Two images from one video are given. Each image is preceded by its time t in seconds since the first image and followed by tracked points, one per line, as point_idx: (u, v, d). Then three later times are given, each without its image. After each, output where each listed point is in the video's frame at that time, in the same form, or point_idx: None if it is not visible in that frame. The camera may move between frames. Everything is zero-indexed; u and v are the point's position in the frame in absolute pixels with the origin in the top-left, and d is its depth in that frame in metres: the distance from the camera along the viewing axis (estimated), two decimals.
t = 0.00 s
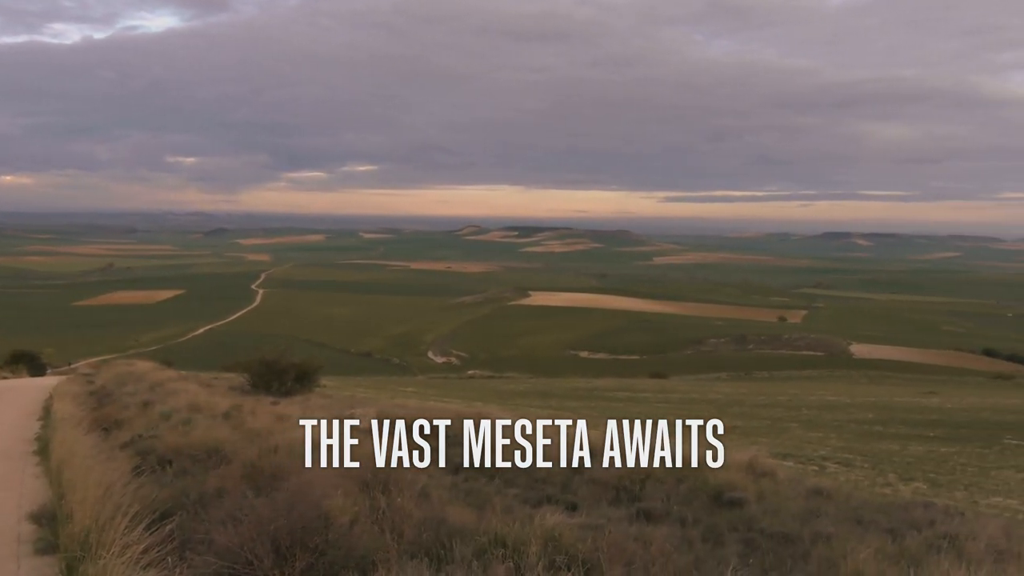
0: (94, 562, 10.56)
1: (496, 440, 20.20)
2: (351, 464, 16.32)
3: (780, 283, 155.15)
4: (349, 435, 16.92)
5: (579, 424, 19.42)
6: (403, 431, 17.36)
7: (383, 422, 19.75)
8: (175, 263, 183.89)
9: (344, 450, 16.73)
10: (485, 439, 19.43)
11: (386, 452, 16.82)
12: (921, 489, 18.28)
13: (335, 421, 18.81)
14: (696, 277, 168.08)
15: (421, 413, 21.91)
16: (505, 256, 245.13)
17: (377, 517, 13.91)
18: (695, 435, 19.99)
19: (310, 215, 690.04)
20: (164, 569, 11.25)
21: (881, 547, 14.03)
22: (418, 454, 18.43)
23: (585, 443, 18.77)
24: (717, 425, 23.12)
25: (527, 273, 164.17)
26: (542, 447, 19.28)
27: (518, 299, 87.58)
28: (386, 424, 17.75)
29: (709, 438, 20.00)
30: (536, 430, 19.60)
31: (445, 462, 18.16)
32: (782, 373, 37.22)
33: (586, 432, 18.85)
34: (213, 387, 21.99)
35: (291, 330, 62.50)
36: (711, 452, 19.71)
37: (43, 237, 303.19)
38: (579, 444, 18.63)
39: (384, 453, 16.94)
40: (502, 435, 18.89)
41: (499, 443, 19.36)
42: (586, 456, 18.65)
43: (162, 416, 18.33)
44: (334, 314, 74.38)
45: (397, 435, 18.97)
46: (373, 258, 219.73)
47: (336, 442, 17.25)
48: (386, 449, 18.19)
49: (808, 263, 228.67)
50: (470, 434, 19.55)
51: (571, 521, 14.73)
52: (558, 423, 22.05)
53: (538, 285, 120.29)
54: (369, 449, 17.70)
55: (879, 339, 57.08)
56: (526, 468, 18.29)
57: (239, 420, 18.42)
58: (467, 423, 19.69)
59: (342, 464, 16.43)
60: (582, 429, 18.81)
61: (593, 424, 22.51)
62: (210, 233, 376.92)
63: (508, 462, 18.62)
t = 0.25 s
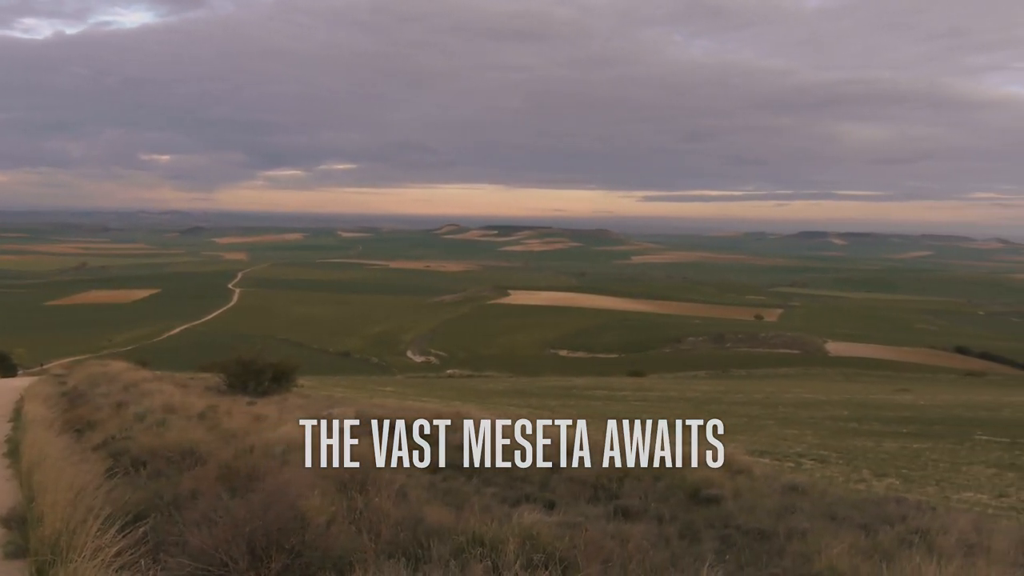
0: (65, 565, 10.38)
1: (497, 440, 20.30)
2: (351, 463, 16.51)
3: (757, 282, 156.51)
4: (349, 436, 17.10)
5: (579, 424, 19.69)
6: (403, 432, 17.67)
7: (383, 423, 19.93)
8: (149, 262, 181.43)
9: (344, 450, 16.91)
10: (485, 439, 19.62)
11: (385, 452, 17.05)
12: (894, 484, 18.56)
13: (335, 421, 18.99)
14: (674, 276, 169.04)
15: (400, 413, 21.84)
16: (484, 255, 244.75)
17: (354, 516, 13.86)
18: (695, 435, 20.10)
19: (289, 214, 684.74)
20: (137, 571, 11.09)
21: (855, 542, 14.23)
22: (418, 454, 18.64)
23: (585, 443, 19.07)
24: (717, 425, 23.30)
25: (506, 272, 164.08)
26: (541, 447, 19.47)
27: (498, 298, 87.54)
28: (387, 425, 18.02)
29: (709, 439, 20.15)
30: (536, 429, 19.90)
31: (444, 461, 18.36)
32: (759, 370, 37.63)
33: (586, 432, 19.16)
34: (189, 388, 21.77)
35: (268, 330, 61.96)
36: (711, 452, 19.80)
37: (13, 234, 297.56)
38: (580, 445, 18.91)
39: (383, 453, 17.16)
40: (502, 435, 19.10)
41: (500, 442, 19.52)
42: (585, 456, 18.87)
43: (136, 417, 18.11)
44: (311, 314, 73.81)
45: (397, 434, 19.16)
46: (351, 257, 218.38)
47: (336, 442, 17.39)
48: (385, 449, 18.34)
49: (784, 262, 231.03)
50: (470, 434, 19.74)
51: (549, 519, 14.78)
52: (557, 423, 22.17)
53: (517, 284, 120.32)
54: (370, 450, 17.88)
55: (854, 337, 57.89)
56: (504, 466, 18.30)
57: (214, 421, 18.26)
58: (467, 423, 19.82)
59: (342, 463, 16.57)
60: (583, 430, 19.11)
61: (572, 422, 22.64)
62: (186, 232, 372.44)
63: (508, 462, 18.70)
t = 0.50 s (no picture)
0: (33, 570, 10.15)
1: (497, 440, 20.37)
2: (351, 463, 16.69)
3: (734, 281, 157.81)
4: (348, 436, 17.32)
5: (580, 424, 19.93)
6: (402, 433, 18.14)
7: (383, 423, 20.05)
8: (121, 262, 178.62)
9: (344, 450, 17.14)
10: (485, 438, 19.81)
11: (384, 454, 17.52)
12: (867, 480, 18.83)
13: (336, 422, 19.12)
14: (652, 275, 169.94)
15: (378, 413, 21.67)
16: (463, 254, 244.18)
17: (331, 517, 13.77)
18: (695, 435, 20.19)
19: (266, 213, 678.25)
20: None
21: (830, 538, 14.40)
22: (418, 454, 18.73)
23: (585, 443, 19.33)
24: (717, 425, 23.47)
25: (485, 271, 163.86)
26: (541, 447, 19.57)
27: (476, 297, 87.42)
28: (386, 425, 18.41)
29: (709, 439, 20.29)
30: (535, 429, 20.23)
31: (444, 460, 18.42)
32: (736, 369, 37.95)
33: (586, 432, 19.44)
34: (163, 389, 21.46)
35: (244, 330, 61.30)
36: (711, 452, 19.89)
37: None
38: (580, 444, 19.14)
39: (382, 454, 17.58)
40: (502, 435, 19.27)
41: (500, 442, 19.63)
42: (585, 456, 19.00)
43: (109, 419, 17.81)
44: (288, 313, 73.14)
45: (397, 433, 19.27)
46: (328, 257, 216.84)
47: (336, 442, 17.63)
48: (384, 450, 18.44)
49: (760, 261, 233.24)
50: (470, 434, 19.92)
51: (527, 518, 14.79)
52: (557, 423, 22.25)
53: (496, 283, 120.19)
54: (369, 454, 18.07)
55: (829, 335, 58.64)
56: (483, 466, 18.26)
57: (189, 421, 18.04)
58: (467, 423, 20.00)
59: (342, 464, 16.67)
60: (583, 429, 19.41)
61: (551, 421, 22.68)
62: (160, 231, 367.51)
63: (508, 462, 18.78)
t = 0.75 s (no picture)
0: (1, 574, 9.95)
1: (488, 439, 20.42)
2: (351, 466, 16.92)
3: (711, 279, 159.27)
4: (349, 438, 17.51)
5: (579, 424, 20.27)
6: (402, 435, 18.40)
7: (384, 424, 20.07)
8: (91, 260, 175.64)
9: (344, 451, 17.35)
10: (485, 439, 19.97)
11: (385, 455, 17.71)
12: (841, 476, 19.11)
13: (336, 422, 19.24)
14: (629, 274, 170.88)
15: (355, 413, 21.56)
16: (441, 253, 243.67)
17: (308, 517, 13.68)
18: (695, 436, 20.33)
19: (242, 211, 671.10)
20: None
21: (804, 533, 14.61)
22: (418, 454, 18.73)
23: (585, 444, 19.68)
24: (707, 423, 23.66)
25: (463, 270, 163.73)
26: (539, 448, 19.60)
27: (454, 296, 87.29)
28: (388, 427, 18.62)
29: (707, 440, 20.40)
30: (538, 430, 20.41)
31: (436, 460, 18.41)
32: (713, 366, 38.33)
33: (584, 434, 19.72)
34: (137, 389, 21.18)
35: (219, 330, 60.64)
36: (711, 452, 19.96)
37: None
38: (578, 446, 19.36)
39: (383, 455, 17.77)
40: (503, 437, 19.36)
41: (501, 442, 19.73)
42: (585, 456, 19.07)
43: (81, 420, 17.53)
44: (263, 313, 72.48)
45: (398, 434, 19.31)
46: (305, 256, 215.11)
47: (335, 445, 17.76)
48: (384, 451, 18.48)
49: (736, 260, 235.39)
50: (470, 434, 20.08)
51: (505, 517, 14.83)
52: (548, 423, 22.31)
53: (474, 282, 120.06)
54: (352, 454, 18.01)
55: (803, 333, 59.45)
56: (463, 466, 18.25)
57: (164, 423, 17.83)
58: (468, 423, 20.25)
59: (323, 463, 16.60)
60: (582, 432, 19.80)
61: (529, 419, 22.75)
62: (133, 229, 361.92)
63: (507, 462, 18.83)
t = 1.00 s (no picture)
0: None
1: (470, 439, 20.51)
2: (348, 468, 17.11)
3: (687, 278, 160.42)
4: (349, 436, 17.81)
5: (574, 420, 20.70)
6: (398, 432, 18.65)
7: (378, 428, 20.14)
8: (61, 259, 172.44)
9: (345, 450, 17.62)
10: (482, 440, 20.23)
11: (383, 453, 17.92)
12: (815, 472, 19.39)
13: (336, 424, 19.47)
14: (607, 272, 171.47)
15: (332, 413, 21.45)
16: (419, 252, 242.82)
17: (284, 518, 13.60)
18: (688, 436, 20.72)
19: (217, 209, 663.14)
20: None
21: (777, 528, 14.81)
22: (405, 454, 18.71)
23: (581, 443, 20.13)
24: (684, 420, 23.91)
25: (441, 269, 163.34)
26: (523, 449, 19.72)
27: (432, 295, 86.97)
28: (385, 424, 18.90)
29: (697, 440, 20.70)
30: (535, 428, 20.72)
31: (416, 459, 18.41)
32: (689, 364, 38.66)
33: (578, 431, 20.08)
34: (109, 391, 20.89)
35: (193, 330, 59.89)
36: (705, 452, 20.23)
37: None
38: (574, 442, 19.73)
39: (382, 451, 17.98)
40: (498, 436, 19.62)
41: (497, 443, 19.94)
42: (569, 456, 19.22)
43: (51, 422, 17.24)
44: (239, 313, 71.71)
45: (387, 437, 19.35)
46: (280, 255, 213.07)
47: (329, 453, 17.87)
48: (362, 453, 18.45)
49: (712, 258, 237.30)
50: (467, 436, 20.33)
51: (483, 515, 14.86)
52: (527, 422, 22.42)
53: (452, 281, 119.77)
54: (330, 455, 17.95)
55: (778, 330, 60.14)
56: (441, 465, 18.25)
57: (137, 424, 17.60)
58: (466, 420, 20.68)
59: (301, 464, 16.51)
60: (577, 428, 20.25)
61: (507, 418, 22.78)
62: (105, 228, 356.01)
63: (496, 460, 18.97)
